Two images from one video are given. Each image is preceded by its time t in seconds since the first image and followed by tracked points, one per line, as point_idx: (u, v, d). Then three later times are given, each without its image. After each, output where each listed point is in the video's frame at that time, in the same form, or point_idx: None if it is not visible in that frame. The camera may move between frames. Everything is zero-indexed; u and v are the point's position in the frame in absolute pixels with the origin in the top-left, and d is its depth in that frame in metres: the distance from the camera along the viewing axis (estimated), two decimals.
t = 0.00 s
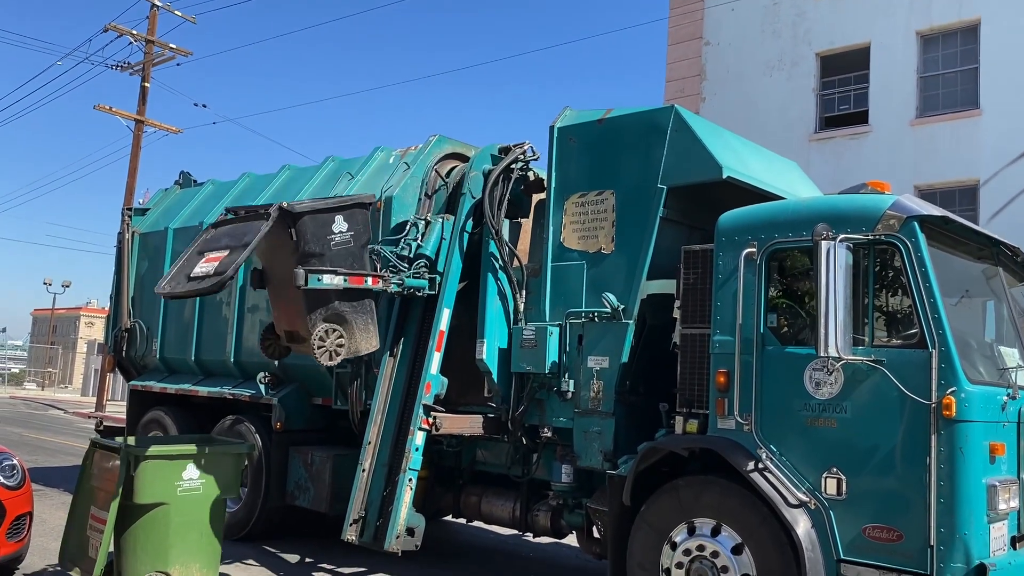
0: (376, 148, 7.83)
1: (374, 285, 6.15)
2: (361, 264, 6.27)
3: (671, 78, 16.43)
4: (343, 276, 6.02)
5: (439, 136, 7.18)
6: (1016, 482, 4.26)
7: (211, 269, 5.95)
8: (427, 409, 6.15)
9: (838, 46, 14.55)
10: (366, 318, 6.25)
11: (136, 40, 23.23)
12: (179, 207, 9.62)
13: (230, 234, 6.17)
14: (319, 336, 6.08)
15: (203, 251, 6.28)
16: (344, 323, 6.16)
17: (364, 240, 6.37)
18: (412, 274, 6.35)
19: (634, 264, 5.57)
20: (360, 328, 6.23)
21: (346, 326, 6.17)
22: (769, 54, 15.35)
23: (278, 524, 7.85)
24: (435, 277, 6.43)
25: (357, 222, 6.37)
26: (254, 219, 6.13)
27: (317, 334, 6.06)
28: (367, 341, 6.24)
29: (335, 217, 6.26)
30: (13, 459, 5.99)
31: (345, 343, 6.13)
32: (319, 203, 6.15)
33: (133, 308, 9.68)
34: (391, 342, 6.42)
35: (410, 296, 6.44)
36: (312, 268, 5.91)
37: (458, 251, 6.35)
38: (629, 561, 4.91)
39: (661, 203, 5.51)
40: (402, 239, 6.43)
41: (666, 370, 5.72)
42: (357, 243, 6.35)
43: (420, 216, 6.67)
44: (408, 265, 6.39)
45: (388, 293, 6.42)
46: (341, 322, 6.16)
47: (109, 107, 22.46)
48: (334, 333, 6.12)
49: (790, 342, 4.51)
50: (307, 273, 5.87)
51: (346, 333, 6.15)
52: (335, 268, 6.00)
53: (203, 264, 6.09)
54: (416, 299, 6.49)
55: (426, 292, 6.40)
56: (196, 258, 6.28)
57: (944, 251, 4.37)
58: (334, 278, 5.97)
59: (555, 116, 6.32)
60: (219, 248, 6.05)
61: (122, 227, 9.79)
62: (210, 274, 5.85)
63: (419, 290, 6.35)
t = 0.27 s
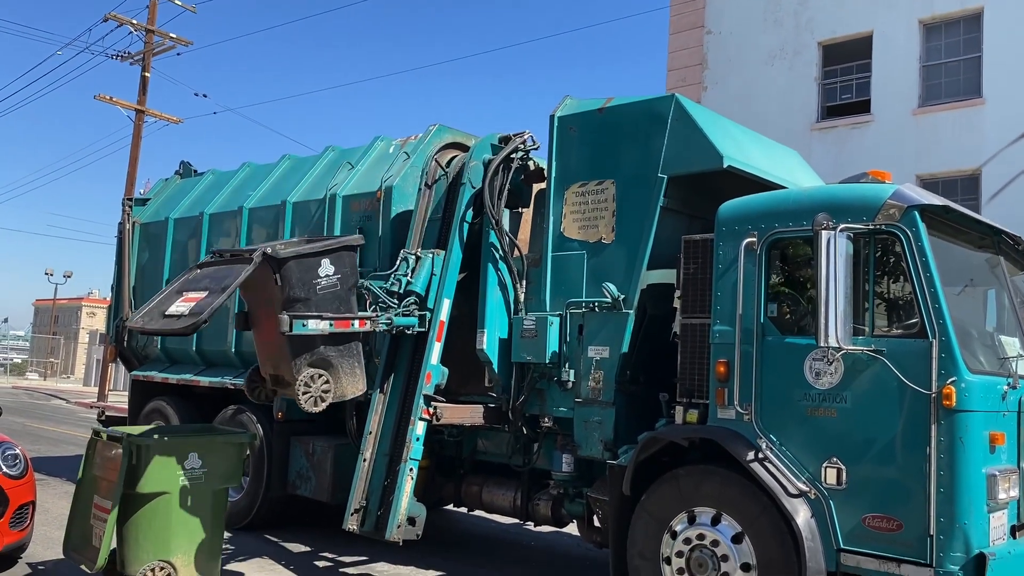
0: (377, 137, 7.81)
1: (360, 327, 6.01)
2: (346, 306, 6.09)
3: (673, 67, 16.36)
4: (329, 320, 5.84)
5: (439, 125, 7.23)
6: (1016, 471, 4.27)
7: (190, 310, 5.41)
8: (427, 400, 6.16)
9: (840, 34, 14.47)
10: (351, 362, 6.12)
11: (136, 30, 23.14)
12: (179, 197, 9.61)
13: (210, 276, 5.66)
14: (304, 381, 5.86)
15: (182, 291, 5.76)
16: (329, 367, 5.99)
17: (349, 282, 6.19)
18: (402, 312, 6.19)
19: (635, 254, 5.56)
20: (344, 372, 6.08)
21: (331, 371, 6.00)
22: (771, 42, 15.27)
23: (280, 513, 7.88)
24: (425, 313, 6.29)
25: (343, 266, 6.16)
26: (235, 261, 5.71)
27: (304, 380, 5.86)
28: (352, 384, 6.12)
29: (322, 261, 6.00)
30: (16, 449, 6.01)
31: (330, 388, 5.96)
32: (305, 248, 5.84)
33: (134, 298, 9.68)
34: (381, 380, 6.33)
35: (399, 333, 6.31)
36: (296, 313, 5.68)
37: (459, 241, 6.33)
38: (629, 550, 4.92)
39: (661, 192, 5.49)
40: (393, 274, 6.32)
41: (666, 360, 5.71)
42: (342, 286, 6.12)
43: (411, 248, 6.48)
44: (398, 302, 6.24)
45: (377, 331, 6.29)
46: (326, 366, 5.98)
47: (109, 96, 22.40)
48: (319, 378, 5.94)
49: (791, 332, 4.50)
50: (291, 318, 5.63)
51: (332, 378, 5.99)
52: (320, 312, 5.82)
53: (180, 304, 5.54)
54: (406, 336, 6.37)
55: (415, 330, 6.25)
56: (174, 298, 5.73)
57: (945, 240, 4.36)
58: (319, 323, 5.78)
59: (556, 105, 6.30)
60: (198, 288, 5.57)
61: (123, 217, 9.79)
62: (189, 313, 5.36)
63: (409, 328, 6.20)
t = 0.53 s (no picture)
0: (377, 126, 7.80)
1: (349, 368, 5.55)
2: (337, 348, 5.52)
3: (674, 56, 16.30)
4: (317, 363, 5.31)
5: (440, 114, 7.23)
6: (1016, 459, 4.28)
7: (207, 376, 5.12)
8: (428, 388, 6.17)
9: (842, 23, 14.41)
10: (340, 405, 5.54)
11: (136, 19, 23.06)
12: (180, 186, 9.60)
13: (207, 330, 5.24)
14: (291, 427, 5.26)
15: (184, 349, 5.35)
16: (318, 411, 5.42)
17: (339, 324, 5.58)
18: (393, 348, 6.05)
19: (636, 243, 5.56)
20: (333, 415, 5.50)
21: (319, 414, 5.42)
22: (772, 31, 15.21)
23: (281, 501, 7.90)
24: (417, 348, 6.20)
25: (333, 307, 5.55)
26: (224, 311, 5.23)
27: (291, 420, 5.26)
28: (342, 428, 5.54)
29: (311, 302, 5.39)
30: (17, 438, 6.03)
31: (319, 432, 5.37)
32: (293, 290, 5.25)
33: (135, 288, 9.69)
34: (372, 414, 6.27)
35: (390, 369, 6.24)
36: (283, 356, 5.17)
37: (460, 230, 6.33)
38: (630, 538, 4.94)
39: (663, 180, 5.48)
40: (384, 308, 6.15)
41: (667, 349, 5.72)
42: (331, 329, 5.52)
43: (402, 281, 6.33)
44: (389, 338, 6.12)
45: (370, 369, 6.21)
46: (314, 410, 5.40)
47: (109, 86, 22.34)
48: (308, 422, 5.35)
49: (792, 320, 4.51)
50: (279, 362, 5.13)
51: (321, 422, 5.42)
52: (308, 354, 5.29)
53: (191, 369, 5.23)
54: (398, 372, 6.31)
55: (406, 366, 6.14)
56: (181, 359, 5.35)
57: (946, 228, 4.35)
58: (307, 367, 5.25)
59: (557, 94, 6.28)
60: (206, 347, 5.21)
61: (123, 207, 9.79)
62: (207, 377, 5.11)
63: (401, 364, 6.08)
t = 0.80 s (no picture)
0: (377, 115, 7.78)
1: (337, 413, 5.45)
2: (324, 393, 5.40)
3: (675, 44, 16.23)
4: (304, 410, 5.21)
5: (440, 104, 7.22)
6: (1016, 448, 4.28)
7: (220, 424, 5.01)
8: (428, 378, 6.17)
9: (844, 11, 14.34)
10: (328, 451, 5.50)
11: (135, 8, 22.99)
12: (180, 176, 9.59)
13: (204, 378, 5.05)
14: (278, 475, 5.21)
15: (194, 394, 5.14)
16: (306, 457, 5.37)
17: (327, 367, 5.44)
18: (382, 387, 5.95)
19: (636, 232, 5.55)
20: (320, 461, 5.46)
21: (306, 462, 5.38)
22: (774, 20, 15.14)
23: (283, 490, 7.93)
24: (407, 388, 6.11)
25: (319, 351, 5.39)
26: (214, 360, 5.04)
27: (278, 471, 5.22)
28: (329, 472, 5.52)
29: (297, 347, 5.22)
30: (19, 427, 6.04)
31: (306, 479, 5.35)
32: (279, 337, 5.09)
33: (136, 278, 9.69)
34: (362, 452, 6.10)
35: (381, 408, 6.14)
36: (269, 405, 5.03)
37: (460, 220, 6.33)
38: (630, 527, 4.96)
39: (663, 170, 5.46)
40: (373, 344, 6.11)
41: (668, 338, 5.72)
42: (319, 373, 5.38)
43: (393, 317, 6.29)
44: (378, 376, 6.02)
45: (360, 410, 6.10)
46: (302, 457, 5.36)
47: (109, 75, 22.29)
48: (295, 469, 5.31)
49: (793, 310, 4.51)
50: (264, 411, 5.01)
51: (308, 469, 5.38)
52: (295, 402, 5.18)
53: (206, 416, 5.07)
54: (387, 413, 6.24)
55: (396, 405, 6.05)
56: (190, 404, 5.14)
57: (947, 218, 4.34)
58: (294, 415, 5.15)
59: (557, 82, 6.26)
60: (213, 393, 5.05)
61: (123, 196, 9.78)
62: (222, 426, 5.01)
63: (389, 404, 5.96)
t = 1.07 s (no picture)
0: (377, 106, 7.75)
1: (325, 460, 5.26)
2: (311, 443, 5.23)
3: (675, 35, 16.17)
4: (291, 459, 5.03)
5: (440, 94, 7.20)
6: (1015, 439, 4.29)
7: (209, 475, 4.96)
8: (428, 369, 6.17)
9: (845, 1, 14.28)
10: (316, 499, 5.23)
11: None
12: (180, 168, 9.57)
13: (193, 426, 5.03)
14: (266, 524, 4.93)
15: (185, 443, 5.11)
16: (293, 507, 5.11)
17: (315, 415, 5.27)
18: (372, 429, 5.88)
19: (636, 224, 5.55)
20: (308, 510, 5.18)
21: (293, 511, 5.10)
22: (775, 9, 15.07)
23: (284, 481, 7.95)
24: (396, 428, 6.07)
25: (308, 399, 5.21)
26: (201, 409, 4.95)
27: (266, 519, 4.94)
28: (316, 520, 5.22)
29: (283, 397, 5.05)
30: (20, 419, 6.05)
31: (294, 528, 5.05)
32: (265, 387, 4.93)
33: (136, 269, 9.69)
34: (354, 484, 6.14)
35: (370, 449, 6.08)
36: (254, 455, 4.89)
37: (460, 211, 6.32)
38: (630, 518, 4.97)
39: (663, 161, 5.45)
40: (363, 384, 6.09)
41: (668, 330, 5.72)
42: (307, 422, 5.20)
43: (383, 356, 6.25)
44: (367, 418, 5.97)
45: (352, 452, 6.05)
46: (289, 506, 5.09)
47: (108, 66, 22.24)
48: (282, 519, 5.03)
49: (793, 301, 4.51)
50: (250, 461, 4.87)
51: (296, 519, 5.10)
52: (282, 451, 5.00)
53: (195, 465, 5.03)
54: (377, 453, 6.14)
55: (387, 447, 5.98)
56: (184, 454, 5.11)
57: (948, 209, 4.33)
58: (281, 464, 4.97)
59: (557, 73, 6.24)
60: (202, 443, 5.00)
61: (123, 188, 9.76)
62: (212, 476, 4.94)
63: (379, 446, 5.88)
